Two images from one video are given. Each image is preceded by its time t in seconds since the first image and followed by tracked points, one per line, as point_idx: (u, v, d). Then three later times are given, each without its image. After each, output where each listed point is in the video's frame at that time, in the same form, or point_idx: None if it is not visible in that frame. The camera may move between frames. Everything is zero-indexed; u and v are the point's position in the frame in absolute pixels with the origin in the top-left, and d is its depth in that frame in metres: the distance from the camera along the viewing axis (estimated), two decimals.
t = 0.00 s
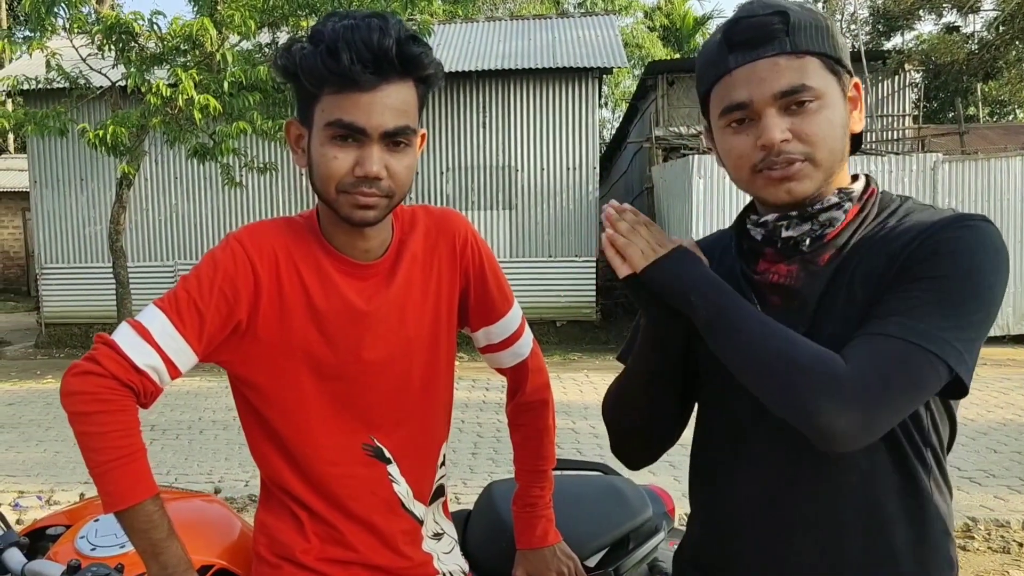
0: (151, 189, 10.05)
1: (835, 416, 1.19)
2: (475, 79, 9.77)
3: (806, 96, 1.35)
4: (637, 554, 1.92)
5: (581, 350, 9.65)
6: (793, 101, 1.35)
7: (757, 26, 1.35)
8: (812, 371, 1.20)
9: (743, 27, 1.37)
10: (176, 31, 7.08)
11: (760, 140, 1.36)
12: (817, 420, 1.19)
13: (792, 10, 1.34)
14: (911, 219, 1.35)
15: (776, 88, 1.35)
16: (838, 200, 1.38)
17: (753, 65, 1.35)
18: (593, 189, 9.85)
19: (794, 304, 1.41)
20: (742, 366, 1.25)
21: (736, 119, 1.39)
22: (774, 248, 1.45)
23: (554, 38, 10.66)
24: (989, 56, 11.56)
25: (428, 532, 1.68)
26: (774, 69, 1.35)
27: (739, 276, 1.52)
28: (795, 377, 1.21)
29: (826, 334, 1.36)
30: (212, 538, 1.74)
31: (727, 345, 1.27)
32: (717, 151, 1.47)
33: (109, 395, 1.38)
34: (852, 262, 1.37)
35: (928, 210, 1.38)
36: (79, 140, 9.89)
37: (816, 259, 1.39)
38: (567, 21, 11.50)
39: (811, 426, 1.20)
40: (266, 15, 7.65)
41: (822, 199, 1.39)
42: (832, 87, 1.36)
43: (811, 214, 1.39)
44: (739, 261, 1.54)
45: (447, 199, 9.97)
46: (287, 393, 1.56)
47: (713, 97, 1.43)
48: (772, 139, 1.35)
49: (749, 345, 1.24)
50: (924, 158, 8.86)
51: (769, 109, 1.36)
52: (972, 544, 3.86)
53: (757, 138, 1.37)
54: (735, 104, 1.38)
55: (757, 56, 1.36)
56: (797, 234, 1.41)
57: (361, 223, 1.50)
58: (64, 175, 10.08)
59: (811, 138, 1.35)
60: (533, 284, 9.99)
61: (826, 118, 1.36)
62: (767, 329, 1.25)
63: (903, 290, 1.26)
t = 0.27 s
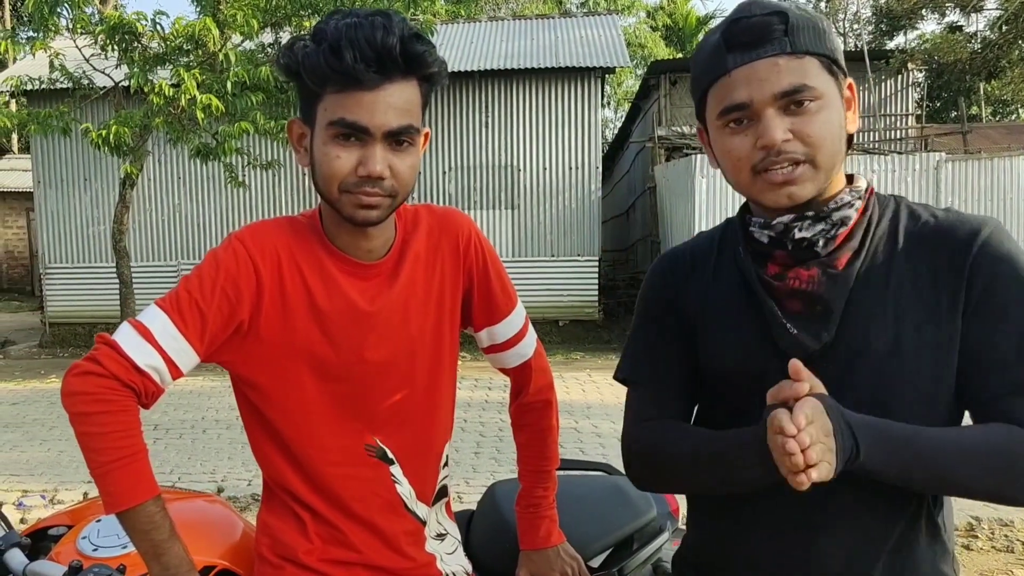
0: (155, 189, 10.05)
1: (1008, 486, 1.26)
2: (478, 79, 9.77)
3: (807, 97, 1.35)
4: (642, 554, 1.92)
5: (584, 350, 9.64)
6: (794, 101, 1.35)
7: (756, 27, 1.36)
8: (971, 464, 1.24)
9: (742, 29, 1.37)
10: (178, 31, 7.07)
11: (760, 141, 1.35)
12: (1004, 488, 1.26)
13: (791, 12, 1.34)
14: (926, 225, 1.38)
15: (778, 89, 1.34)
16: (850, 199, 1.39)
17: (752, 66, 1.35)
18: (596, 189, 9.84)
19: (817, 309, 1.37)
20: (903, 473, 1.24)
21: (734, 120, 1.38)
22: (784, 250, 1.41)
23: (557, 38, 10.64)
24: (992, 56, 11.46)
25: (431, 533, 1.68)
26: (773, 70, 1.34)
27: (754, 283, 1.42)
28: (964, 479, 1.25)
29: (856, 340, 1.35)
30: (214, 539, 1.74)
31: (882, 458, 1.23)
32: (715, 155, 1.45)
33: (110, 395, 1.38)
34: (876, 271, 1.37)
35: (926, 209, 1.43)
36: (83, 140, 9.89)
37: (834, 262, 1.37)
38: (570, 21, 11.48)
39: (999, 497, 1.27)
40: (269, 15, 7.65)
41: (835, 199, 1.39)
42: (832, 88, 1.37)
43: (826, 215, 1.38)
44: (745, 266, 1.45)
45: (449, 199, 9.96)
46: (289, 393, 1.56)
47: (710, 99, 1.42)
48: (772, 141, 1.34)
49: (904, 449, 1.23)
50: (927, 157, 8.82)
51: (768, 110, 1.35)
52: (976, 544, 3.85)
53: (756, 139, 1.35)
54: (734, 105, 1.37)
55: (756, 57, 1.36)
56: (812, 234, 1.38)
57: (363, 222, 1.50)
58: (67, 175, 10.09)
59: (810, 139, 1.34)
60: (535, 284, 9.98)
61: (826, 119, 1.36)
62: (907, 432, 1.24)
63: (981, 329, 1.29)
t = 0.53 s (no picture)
0: (157, 189, 10.06)
1: None
2: (479, 79, 9.76)
3: (809, 87, 1.34)
4: (644, 554, 1.91)
5: (586, 350, 9.63)
6: (796, 92, 1.34)
7: (761, 18, 1.36)
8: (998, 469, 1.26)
9: (748, 20, 1.37)
10: (180, 31, 7.08)
11: (762, 132, 1.34)
12: None
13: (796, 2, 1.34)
14: (934, 228, 1.39)
15: (780, 79, 1.34)
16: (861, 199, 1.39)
17: (755, 57, 1.34)
18: (598, 189, 9.83)
19: (829, 308, 1.35)
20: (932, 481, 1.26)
21: (736, 111, 1.38)
22: (793, 248, 1.40)
23: (559, 38, 10.64)
24: (992, 56, 11.45)
25: (434, 533, 1.67)
26: (777, 61, 1.34)
27: (761, 279, 1.40)
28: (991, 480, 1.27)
29: (869, 340, 1.34)
30: (216, 539, 1.73)
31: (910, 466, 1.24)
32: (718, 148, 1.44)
33: (111, 395, 1.38)
34: (882, 271, 1.37)
35: (928, 211, 1.44)
36: (86, 140, 9.90)
37: (844, 261, 1.37)
38: (572, 21, 11.48)
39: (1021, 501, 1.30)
40: (270, 15, 7.66)
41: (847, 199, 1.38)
42: (835, 80, 1.35)
43: (838, 213, 1.37)
44: (751, 263, 1.42)
45: (452, 199, 9.96)
46: (289, 393, 1.55)
47: (715, 90, 1.41)
48: (774, 132, 1.33)
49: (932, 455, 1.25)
50: (927, 157, 8.80)
51: (770, 101, 1.34)
52: (977, 543, 3.84)
53: (758, 130, 1.35)
54: (737, 96, 1.36)
55: (759, 48, 1.35)
56: (823, 234, 1.37)
57: (363, 221, 1.49)
58: (71, 175, 10.10)
59: (812, 131, 1.34)
60: (537, 284, 9.97)
61: (828, 111, 1.35)
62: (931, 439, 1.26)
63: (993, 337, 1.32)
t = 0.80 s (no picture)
0: (158, 189, 10.05)
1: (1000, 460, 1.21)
2: (479, 78, 9.76)
3: (819, 85, 1.34)
4: (646, 555, 1.92)
5: (587, 349, 9.62)
6: (807, 89, 1.34)
7: (770, 16, 1.35)
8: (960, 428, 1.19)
9: (756, 19, 1.37)
10: (182, 31, 7.07)
11: (775, 127, 1.34)
12: (990, 464, 1.21)
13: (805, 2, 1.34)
14: (930, 227, 1.39)
15: (791, 75, 1.34)
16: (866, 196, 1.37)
17: (767, 54, 1.34)
18: (598, 188, 9.82)
19: (834, 304, 1.36)
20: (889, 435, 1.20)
21: (748, 107, 1.37)
22: (797, 244, 1.39)
23: (559, 37, 10.65)
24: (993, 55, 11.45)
25: (434, 534, 1.67)
26: (788, 57, 1.34)
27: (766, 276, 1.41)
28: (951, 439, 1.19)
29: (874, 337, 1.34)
30: (216, 540, 1.72)
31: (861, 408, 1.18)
32: (726, 145, 1.43)
33: (109, 396, 1.37)
34: (882, 270, 1.37)
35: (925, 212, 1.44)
36: (86, 140, 9.90)
37: (847, 257, 1.37)
38: (572, 21, 11.48)
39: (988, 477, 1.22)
40: (271, 15, 7.65)
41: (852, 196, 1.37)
42: (842, 79, 1.36)
43: (842, 210, 1.36)
44: (755, 261, 1.43)
45: (452, 199, 9.96)
46: (289, 393, 1.55)
47: (725, 87, 1.41)
48: (788, 127, 1.33)
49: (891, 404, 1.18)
50: (928, 156, 8.80)
51: (783, 97, 1.34)
52: (980, 543, 3.83)
53: (771, 125, 1.34)
54: (749, 92, 1.36)
55: (771, 45, 1.35)
56: (828, 231, 1.36)
57: (363, 221, 1.49)
58: (71, 175, 10.09)
59: (824, 127, 1.33)
60: (538, 283, 9.97)
61: (837, 110, 1.35)
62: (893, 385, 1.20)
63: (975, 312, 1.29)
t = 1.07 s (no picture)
0: (157, 188, 10.05)
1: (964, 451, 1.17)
2: (479, 78, 9.76)
3: (826, 89, 1.35)
4: (646, 556, 1.92)
5: (587, 349, 9.62)
6: (813, 94, 1.35)
7: (775, 20, 1.35)
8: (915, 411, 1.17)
9: (762, 22, 1.36)
10: (182, 31, 7.06)
11: (783, 131, 1.34)
12: (953, 446, 1.17)
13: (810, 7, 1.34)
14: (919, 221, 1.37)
15: (801, 77, 1.34)
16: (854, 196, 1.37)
17: (776, 58, 1.34)
18: (598, 188, 9.82)
19: (821, 301, 1.35)
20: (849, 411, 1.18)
21: (755, 110, 1.37)
22: (786, 245, 1.41)
23: (559, 37, 10.65)
24: (993, 55, 11.46)
25: (434, 534, 1.67)
26: (796, 61, 1.34)
27: (755, 276, 1.42)
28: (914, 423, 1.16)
29: (864, 330, 1.33)
30: (215, 541, 1.72)
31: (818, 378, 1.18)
32: (727, 146, 1.43)
33: (109, 396, 1.37)
34: (871, 268, 1.35)
35: (922, 209, 1.41)
36: (86, 140, 9.90)
37: (835, 256, 1.36)
38: (572, 21, 11.47)
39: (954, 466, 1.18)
40: (272, 15, 7.64)
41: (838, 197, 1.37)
42: (844, 85, 1.36)
43: (830, 211, 1.36)
44: (746, 262, 1.44)
45: (452, 198, 9.96)
46: (289, 394, 1.55)
47: (729, 91, 1.40)
48: (798, 131, 1.33)
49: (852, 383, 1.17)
50: (929, 156, 8.80)
51: (790, 100, 1.34)
52: (982, 543, 3.83)
53: (778, 128, 1.34)
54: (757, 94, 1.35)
55: (780, 49, 1.35)
56: (815, 230, 1.37)
57: (363, 221, 1.49)
58: (70, 175, 10.08)
59: (830, 131, 1.34)
60: (538, 283, 9.97)
61: (840, 115, 1.35)
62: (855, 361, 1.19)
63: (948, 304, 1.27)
